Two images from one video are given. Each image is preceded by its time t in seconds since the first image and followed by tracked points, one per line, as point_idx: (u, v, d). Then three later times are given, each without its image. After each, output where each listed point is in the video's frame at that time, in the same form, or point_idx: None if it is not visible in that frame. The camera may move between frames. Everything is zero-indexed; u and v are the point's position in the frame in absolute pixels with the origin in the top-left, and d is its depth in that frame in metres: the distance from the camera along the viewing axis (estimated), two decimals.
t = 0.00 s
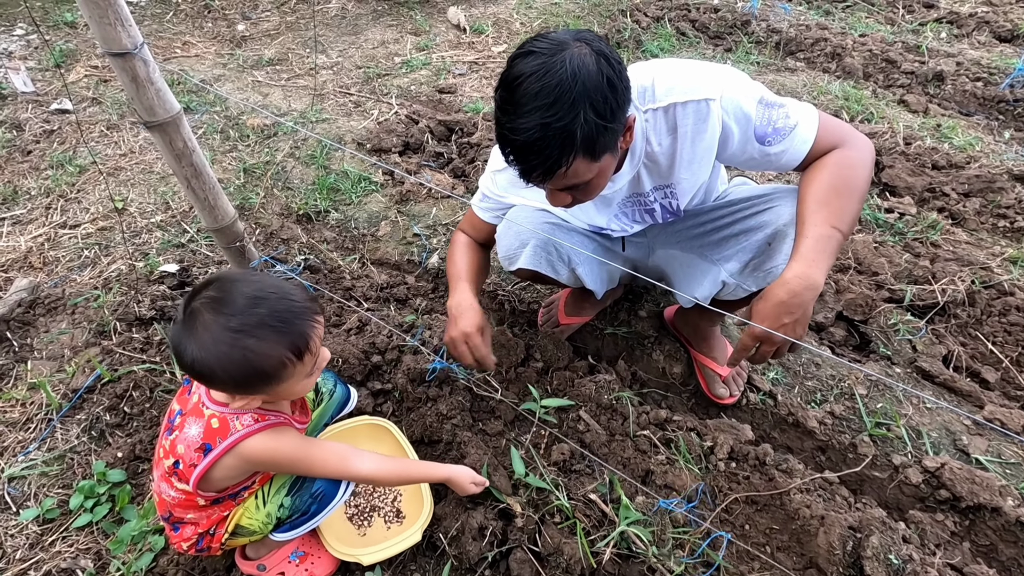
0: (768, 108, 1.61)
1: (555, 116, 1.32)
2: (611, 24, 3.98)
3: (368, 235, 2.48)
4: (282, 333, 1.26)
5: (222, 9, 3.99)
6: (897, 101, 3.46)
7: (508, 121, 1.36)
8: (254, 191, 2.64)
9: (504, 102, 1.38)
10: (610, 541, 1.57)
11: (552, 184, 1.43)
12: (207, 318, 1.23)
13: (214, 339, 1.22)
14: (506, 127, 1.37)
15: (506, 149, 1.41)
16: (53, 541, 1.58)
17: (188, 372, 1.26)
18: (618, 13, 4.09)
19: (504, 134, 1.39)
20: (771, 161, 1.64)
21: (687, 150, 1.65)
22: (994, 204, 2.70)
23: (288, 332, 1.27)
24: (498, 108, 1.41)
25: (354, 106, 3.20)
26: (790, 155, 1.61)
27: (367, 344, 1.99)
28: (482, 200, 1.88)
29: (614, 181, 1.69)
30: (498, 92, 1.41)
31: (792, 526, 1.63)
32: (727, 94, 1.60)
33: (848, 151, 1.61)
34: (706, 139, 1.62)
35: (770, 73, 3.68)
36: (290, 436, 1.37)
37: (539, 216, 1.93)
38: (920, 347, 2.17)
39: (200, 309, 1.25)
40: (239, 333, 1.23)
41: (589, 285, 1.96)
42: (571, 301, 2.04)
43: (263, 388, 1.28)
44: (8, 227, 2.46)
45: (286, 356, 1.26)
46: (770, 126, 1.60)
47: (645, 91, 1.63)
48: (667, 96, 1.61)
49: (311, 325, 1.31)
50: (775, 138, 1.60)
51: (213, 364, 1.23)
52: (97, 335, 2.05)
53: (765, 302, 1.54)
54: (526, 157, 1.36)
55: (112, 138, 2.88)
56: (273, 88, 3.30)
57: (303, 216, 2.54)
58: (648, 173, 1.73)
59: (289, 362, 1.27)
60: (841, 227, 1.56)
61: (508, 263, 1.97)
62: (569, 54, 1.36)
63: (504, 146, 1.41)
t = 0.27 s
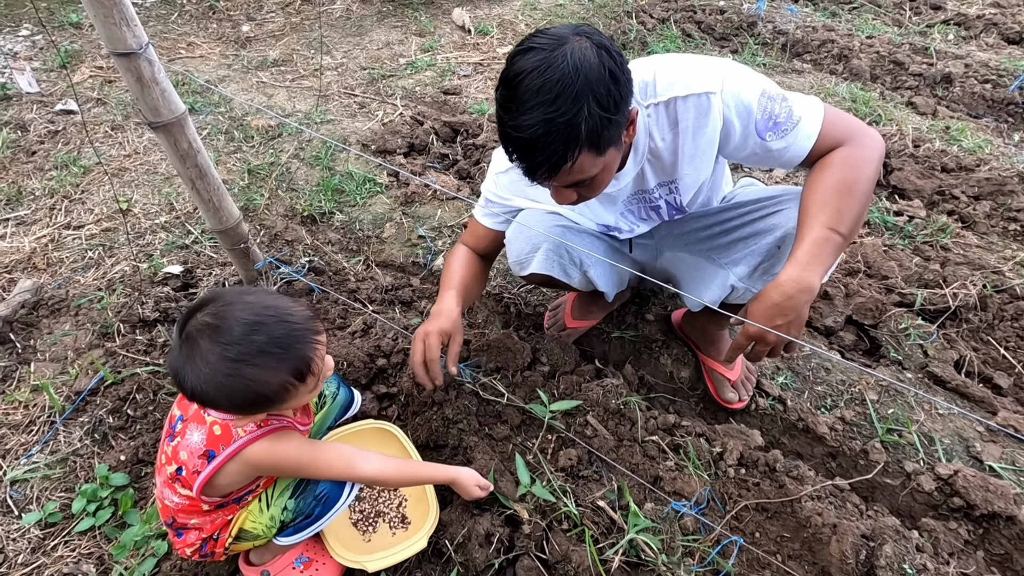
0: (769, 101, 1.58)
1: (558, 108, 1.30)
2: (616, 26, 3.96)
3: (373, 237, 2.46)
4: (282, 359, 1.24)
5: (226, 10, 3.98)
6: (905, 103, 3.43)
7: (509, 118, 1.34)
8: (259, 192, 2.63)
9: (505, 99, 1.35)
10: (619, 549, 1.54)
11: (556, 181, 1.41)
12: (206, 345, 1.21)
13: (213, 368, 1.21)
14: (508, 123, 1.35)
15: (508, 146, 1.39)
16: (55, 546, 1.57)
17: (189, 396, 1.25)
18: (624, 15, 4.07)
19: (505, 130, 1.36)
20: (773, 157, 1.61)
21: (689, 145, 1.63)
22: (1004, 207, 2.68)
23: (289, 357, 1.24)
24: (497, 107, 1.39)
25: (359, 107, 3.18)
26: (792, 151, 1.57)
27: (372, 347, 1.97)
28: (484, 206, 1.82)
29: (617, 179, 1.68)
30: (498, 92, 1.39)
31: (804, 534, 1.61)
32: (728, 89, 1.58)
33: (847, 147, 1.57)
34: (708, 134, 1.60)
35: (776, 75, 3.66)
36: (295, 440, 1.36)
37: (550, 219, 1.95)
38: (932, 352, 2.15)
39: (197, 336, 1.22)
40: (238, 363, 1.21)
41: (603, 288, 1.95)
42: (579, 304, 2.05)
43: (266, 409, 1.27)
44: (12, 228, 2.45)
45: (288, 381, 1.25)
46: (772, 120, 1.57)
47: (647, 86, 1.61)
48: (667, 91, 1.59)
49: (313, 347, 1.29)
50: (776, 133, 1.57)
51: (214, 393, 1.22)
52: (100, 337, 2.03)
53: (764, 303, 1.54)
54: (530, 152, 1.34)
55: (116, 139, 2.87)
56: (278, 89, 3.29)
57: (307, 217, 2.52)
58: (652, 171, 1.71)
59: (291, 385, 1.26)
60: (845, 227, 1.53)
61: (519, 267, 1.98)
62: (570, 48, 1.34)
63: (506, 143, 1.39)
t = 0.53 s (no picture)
0: (758, 80, 1.58)
1: (546, 95, 1.30)
2: (623, 28, 3.96)
3: (379, 239, 2.46)
4: (273, 374, 1.24)
5: (233, 11, 3.99)
6: (913, 106, 3.42)
7: (499, 109, 1.34)
8: (265, 193, 2.63)
9: (495, 91, 1.35)
10: (627, 554, 1.54)
11: (547, 173, 1.40)
12: (196, 359, 1.22)
13: (202, 385, 1.21)
14: (498, 114, 1.35)
15: (498, 140, 1.39)
16: (62, 547, 1.57)
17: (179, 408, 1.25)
18: (630, 17, 4.06)
19: (495, 122, 1.36)
20: (769, 137, 1.60)
21: (683, 134, 1.63)
22: (1014, 212, 2.67)
23: (280, 372, 1.24)
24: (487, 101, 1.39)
25: (365, 109, 3.19)
26: (788, 127, 1.57)
27: (378, 348, 1.97)
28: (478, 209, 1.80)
29: (612, 173, 1.68)
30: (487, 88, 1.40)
31: (813, 541, 1.60)
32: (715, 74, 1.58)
33: (852, 120, 1.54)
34: (701, 121, 1.60)
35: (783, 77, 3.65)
36: (298, 447, 1.35)
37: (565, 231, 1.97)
38: (941, 358, 2.13)
39: (187, 351, 1.23)
40: (227, 379, 1.20)
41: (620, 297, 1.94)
42: (586, 309, 2.03)
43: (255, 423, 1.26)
44: (20, 228, 2.46)
45: (280, 395, 1.25)
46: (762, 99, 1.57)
47: (634, 78, 1.62)
48: (654, 82, 1.60)
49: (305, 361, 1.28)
50: (769, 111, 1.57)
51: (205, 408, 1.21)
52: (108, 338, 2.04)
53: (816, 292, 1.48)
54: (519, 143, 1.33)
55: (124, 139, 2.88)
56: (284, 90, 3.30)
57: (313, 219, 2.53)
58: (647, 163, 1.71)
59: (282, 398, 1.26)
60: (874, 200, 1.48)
61: (537, 283, 1.99)
62: (557, 37, 1.35)
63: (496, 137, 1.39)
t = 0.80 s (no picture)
0: (731, 58, 1.66)
1: (527, 80, 1.32)
2: (627, 31, 3.96)
3: (382, 240, 2.47)
4: (264, 393, 1.25)
5: (239, 13, 4.01)
6: (917, 110, 3.42)
7: (483, 104, 1.35)
8: (269, 194, 2.64)
9: (475, 88, 1.37)
10: (625, 556, 1.54)
11: (540, 163, 1.41)
12: (183, 386, 1.22)
13: (193, 410, 1.22)
14: (482, 111, 1.36)
15: (485, 136, 1.40)
16: (65, 543, 1.58)
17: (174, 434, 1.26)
18: (634, 20, 4.07)
19: (480, 119, 1.37)
20: (751, 110, 1.69)
21: (667, 121, 1.68)
22: (1017, 217, 2.66)
23: (271, 390, 1.26)
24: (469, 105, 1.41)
25: (369, 110, 3.20)
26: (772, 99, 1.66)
27: (379, 348, 1.97)
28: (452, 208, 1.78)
29: (594, 169, 1.70)
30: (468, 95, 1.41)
31: (812, 545, 1.59)
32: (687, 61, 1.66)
33: (827, 77, 1.64)
34: (684, 107, 1.66)
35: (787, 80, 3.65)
36: (303, 454, 1.37)
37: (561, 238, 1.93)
38: (943, 362, 2.13)
39: (173, 376, 1.23)
40: (218, 401, 1.21)
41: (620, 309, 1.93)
42: (586, 312, 2.00)
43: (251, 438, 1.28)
44: (27, 227, 2.48)
45: (273, 411, 1.26)
46: (739, 77, 1.65)
47: (610, 75, 1.69)
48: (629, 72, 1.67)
49: (295, 374, 1.30)
50: (748, 84, 1.65)
51: (201, 431, 1.23)
52: (112, 336, 2.05)
53: (868, 242, 1.50)
54: (509, 134, 1.34)
55: (129, 139, 2.90)
56: (289, 91, 3.32)
57: (317, 219, 2.54)
58: (627, 156, 1.73)
59: (275, 413, 1.27)
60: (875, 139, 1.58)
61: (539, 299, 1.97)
62: (526, 29, 1.38)
63: (486, 136, 1.39)
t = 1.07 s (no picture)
0: (726, 75, 1.65)
1: (538, 76, 1.33)
2: (628, 33, 3.98)
3: (382, 239, 2.50)
4: (279, 405, 1.27)
5: (244, 14, 4.05)
6: (917, 114, 3.42)
7: (494, 104, 1.35)
8: (271, 193, 2.67)
9: (482, 89, 1.37)
10: (618, 553, 1.56)
11: (554, 159, 1.42)
12: (199, 399, 1.23)
13: (210, 424, 1.23)
14: (492, 109, 1.36)
15: (494, 136, 1.40)
16: (66, 536, 1.61)
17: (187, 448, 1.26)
18: (636, 22, 4.09)
19: (489, 118, 1.37)
20: (740, 129, 1.68)
21: (660, 129, 1.70)
22: (1016, 220, 2.67)
23: (285, 403, 1.28)
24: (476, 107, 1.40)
25: (371, 111, 3.23)
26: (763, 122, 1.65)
27: (377, 346, 2.00)
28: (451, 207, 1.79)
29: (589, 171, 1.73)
30: (475, 98, 1.40)
31: (804, 544, 1.61)
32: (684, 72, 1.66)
33: (820, 106, 1.62)
34: (677, 117, 1.67)
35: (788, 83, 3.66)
36: (305, 457, 1.38)
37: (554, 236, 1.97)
38: (939, 364, 2.14)
39: (184, 391, 1.24)
40: (235, 416, 1.23)
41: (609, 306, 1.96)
42: (584, 313, 2.05)
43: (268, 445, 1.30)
44: (32, 224, 2.51)
45: (285, 424, 1.29)
46: (734, 93, 1.64)
47: (609, 79, 1.70)
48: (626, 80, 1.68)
49: (306, 384, 1.32)
50: (741, 103, 1.64)
51: (215, 445, 1.24)
52: (115, 333, 2.08)
53: (863, 273, 1.56)
54: (524, 131, 1.34)
55: (134, 139, 2.93)
56: (293, 91, 3.35)
57: (318, 219, 2.56)
58: (621, 159, 1.76)
59: (286, 427, 1.29)
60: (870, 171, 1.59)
61: (530, 292, 2.01)
62: (527, 28, 1.40)
63: (497, 136, 1.39)
